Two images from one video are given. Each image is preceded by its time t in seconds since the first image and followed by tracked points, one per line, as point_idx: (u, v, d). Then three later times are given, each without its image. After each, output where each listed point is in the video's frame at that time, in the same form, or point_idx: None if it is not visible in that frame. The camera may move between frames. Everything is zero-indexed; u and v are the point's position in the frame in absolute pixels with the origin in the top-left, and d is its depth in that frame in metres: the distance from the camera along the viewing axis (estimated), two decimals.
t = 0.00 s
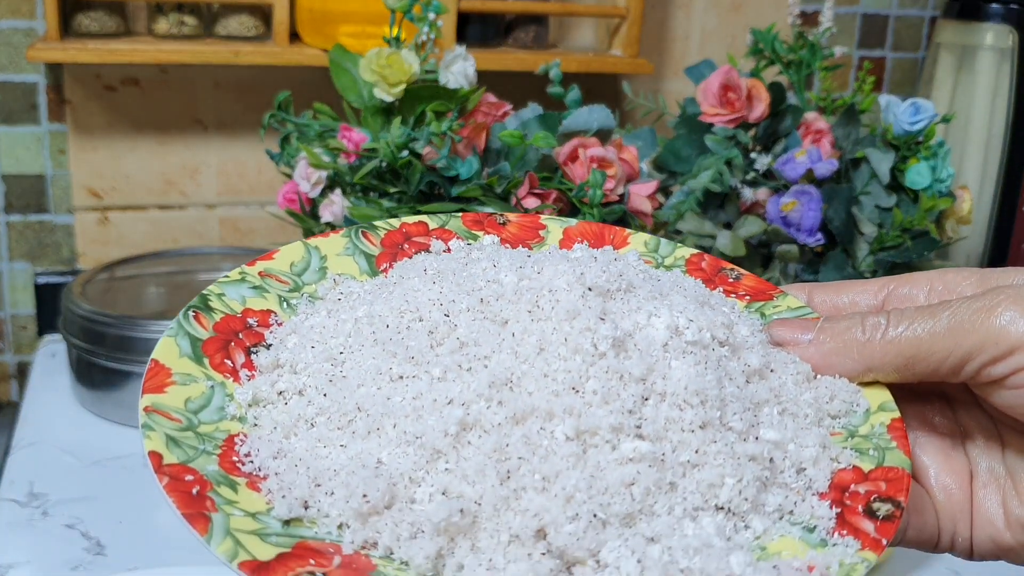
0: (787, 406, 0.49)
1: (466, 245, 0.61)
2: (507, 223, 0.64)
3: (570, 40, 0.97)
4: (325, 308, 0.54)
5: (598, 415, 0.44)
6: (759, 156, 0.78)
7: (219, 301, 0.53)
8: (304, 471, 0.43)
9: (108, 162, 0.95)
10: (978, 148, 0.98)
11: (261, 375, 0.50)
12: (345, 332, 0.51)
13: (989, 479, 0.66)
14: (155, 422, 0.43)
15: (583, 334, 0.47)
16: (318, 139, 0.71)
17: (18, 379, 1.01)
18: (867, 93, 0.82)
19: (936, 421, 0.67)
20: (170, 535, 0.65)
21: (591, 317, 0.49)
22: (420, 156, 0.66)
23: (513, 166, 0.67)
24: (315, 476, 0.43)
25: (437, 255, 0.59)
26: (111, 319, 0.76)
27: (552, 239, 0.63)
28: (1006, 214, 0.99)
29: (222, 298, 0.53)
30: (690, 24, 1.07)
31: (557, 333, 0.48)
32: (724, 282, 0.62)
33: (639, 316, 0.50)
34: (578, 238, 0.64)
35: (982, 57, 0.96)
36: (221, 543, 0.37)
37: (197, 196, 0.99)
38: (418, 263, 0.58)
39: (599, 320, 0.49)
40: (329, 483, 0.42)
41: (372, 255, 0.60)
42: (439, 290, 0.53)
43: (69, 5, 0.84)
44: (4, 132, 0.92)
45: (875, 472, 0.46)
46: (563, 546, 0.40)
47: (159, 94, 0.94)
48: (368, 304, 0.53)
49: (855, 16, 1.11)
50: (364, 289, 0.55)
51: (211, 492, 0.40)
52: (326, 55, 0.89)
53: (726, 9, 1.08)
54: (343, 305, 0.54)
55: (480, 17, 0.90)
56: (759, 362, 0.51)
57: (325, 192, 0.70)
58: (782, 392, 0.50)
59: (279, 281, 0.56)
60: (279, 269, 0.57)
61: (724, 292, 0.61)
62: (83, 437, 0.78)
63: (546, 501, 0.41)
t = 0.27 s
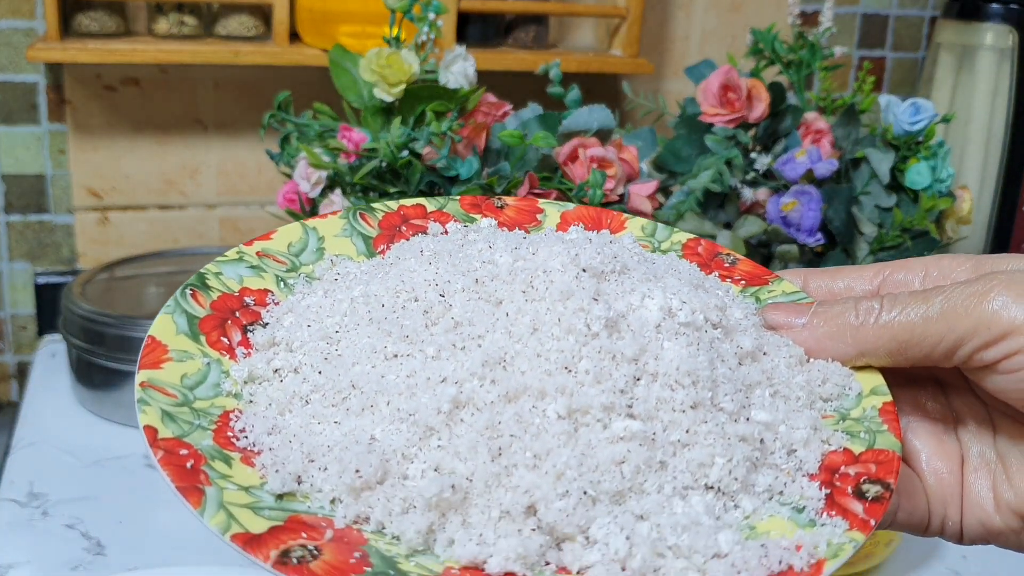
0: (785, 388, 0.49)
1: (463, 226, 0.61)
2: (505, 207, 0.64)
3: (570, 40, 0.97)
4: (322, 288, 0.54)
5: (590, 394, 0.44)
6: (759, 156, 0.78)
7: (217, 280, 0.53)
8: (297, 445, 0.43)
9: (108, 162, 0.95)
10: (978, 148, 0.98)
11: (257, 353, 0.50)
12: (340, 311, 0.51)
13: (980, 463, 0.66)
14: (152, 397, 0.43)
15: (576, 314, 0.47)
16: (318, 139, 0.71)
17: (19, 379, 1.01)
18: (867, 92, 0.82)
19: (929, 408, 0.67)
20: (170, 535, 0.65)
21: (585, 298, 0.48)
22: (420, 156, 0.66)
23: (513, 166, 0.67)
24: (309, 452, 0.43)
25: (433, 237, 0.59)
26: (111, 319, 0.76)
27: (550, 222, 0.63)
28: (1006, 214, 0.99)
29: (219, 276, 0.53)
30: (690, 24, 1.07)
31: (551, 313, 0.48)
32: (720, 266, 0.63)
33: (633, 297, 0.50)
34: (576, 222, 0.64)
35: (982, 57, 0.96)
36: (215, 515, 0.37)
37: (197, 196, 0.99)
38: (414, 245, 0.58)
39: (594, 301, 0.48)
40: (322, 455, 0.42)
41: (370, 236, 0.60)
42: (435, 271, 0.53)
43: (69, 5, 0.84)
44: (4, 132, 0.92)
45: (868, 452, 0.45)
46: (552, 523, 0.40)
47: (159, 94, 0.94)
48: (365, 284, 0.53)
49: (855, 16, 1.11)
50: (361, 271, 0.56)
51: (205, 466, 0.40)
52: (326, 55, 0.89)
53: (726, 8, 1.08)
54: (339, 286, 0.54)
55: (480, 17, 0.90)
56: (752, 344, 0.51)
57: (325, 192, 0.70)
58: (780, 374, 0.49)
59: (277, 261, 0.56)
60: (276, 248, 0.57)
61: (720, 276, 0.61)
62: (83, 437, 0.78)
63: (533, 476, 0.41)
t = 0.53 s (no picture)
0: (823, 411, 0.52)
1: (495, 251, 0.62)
2: (535, 231, 0.65)
3: (570, 40, 0.97)
4: (360, 308, 0.57)
5: (635, 414, 0.47)
6: (758, 156, 0.78)
7: (256, 301, 0.55)
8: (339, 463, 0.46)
9: (108, 162, 0.95)
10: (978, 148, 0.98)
11: (298, 372, 0.52)
12: (380, 331, 0.53)
13: (1018, 489, 0.69)
14: (198, 416, 0.46)
15: (619, 335, 0.51)
16: (318, 139, 0.71)
17: (19, 379, 1.01)
18: (867, 93, 0.82)
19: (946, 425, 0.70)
20: (170, 535, 0.65)
21: (627, 318, 0.52)
22: (420, 156, 0.66)
23: (513, 166, 0.67)
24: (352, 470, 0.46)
25: (466, 260, 0.61)
26: (111, 319, 0.76)
27: (579, 245, 0.64)
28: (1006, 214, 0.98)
29: (258, 298, 0.55)
30: (690, 24, 1.07)
31: (592, 334, 0.51)
32: (751, 291, 0.64)
33: (674, 319, 0.53)
34: (606, 245, 0.65)
35: (982, 57, 0.96)
36: (266, 531, 0.40)
37: (197, 196, 0.99)
38: (449, 267, 0.60)
39: (635, 322, 0.52)
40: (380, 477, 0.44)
41: (404, 258, 0.62)
42: (472, 293, 0.55)
43: (69, 5, 0.84)
44: (4, 132, 0.92)
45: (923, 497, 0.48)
46: (602, 542, 0.42)
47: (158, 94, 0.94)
48: (403, 305, 0.55)
49: (855, 16, 1.11)
50: (395, 292, 0.58)
51: (253, 483, 0.43)
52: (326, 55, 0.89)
53: (726, 9, 1.08)
54: (376, 307, 0.56)
55: (480, 17, 0.90)
56: (791, 367, 0.54)
57: (326, 192, 0.70)
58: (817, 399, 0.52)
59: (313, 281, 0.58)
60: (313, 270, 0.59)
61: (753, 300, 0.63)
62: (83, 437, 0.78)
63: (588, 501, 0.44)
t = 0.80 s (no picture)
0: (889, 493, 0.59)
1: (661, 468, 0.60)
2: (690, 440, 0.64)
3: (569, 42, 0.98)
4: (556, 524, 0.53)
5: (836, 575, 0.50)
6: (756, 157, 0.78)
7: (466, 527, 0.51)
8: (562, 555, 0.50)
9: (111, 163, 0.96)
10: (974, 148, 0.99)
11: None
12: (589, 549, 0.50)
13: None
14: None
15: (820, 541, 0.54)
16: (320, 140, 0.72)
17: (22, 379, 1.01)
18: (864, 94, 0.83)
19: (985, 470, 0.72)
20: (173, 534, 0.65)
21: (822, 527, 0.54)
22: (420, 157, 0.66)
23: (512, 167, 0.67)
24: (551, 560, 0.50)
25: (642, 477, 0.60)
26: (115, 319, 0.78)
27: (735, 459, 0.62)
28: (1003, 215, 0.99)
29: (466, 519, 0.51)
30: (689, 26, 1.08)
31: (790, 544, 0.53)
32: (904, 488, 0.60)
33: (861, 522, 0.55)
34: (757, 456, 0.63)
35: (978, 59, 0.97)
36: None
37: (199, 197, 0.99)
38: (628, 488, 0.58)
39: (831, 527, 0.55)
40: (752, 553, 0.52)
41: (581, 475, 0.58)
42: (665, 507, 0.56)
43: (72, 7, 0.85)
44: (7, 133, 0.93)
45: (976, 537, 0.54)
46: None
47: (161, 95, 0.95)
48: (601, 523, 0.54)
49: (852, 17, 1.12)
50: (587, 511, 0.55)
51: None
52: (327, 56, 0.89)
53: (724, 11, 1.09)
54: (571, 524, 0.53)
55: (480, 19, 0.91)
56: (972, 560, 0.52)
57: (326, 193, 0.71)
58: (873, 483, 0.59)
59: (507, 503, 0.54)
60: (507, 491, 0.55)
61: (903, 494, 0.59)
62: (85, 437, 0.79)
63: (843, 570, 0.51)
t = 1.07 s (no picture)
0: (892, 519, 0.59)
1: None
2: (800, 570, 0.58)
3: (570, 42, 0.98)
4: None
5: None
6: (756, 157, 0.78)
7: None
8: None
9: (111, 163, 0.96)
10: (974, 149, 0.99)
11: None
12: None
13: None
14: None
15: None
16: (320, 141, 0.72)
17: (22, 378, 1.01)
18: (863, 94, 0.83)
19: (985, 470, 0.72)
20: (173, 534, 0.65)
21: None
22: (420, 157, 0.66)
23: (512, 167, 0.67)
24: None
25: None
26: (115, 318, 0.78)
27: None
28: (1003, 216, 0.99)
29: None
30: (688, 26, 1.08)
31: None
32: None
33: None
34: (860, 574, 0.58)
35: (978, 59, 0.97)
36: None
37: (199, 197, 0.99)
38: None
39: None
40: None
41: None
42: None
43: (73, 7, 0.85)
44: (7, 133, 0.93)
45: None
46: None
47: (161, 95, 0.95)
48: None
49: (852, 17, 1.12)
50: None
51: None
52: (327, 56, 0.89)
53: (724, 11, 1.09)
54: None
55: (480, 20, 0.91)
56: None
57: (326, 193, 0.71)
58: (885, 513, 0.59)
59: None
60: None
61: None
62: (85, 436, 0.79)
63: None
